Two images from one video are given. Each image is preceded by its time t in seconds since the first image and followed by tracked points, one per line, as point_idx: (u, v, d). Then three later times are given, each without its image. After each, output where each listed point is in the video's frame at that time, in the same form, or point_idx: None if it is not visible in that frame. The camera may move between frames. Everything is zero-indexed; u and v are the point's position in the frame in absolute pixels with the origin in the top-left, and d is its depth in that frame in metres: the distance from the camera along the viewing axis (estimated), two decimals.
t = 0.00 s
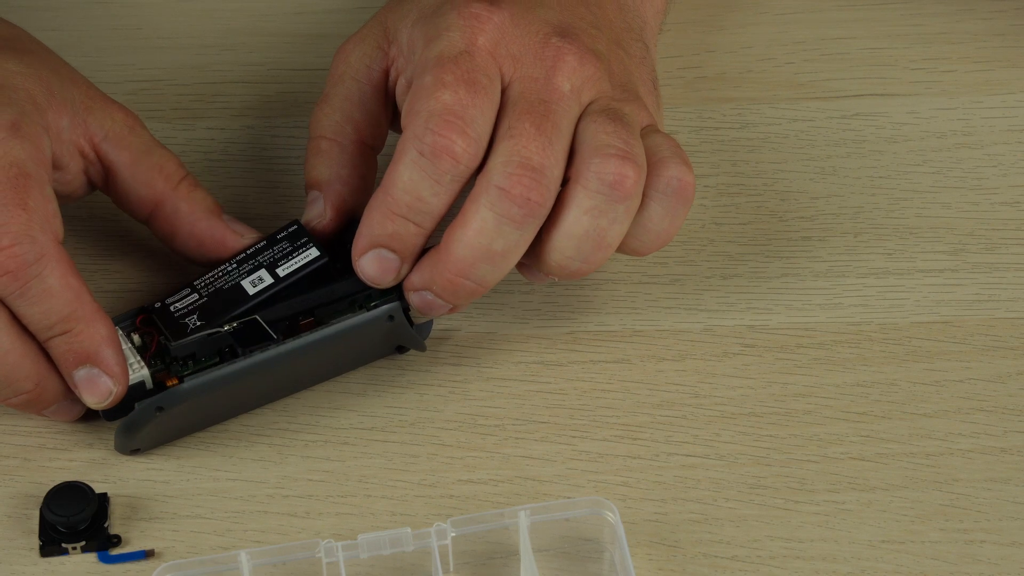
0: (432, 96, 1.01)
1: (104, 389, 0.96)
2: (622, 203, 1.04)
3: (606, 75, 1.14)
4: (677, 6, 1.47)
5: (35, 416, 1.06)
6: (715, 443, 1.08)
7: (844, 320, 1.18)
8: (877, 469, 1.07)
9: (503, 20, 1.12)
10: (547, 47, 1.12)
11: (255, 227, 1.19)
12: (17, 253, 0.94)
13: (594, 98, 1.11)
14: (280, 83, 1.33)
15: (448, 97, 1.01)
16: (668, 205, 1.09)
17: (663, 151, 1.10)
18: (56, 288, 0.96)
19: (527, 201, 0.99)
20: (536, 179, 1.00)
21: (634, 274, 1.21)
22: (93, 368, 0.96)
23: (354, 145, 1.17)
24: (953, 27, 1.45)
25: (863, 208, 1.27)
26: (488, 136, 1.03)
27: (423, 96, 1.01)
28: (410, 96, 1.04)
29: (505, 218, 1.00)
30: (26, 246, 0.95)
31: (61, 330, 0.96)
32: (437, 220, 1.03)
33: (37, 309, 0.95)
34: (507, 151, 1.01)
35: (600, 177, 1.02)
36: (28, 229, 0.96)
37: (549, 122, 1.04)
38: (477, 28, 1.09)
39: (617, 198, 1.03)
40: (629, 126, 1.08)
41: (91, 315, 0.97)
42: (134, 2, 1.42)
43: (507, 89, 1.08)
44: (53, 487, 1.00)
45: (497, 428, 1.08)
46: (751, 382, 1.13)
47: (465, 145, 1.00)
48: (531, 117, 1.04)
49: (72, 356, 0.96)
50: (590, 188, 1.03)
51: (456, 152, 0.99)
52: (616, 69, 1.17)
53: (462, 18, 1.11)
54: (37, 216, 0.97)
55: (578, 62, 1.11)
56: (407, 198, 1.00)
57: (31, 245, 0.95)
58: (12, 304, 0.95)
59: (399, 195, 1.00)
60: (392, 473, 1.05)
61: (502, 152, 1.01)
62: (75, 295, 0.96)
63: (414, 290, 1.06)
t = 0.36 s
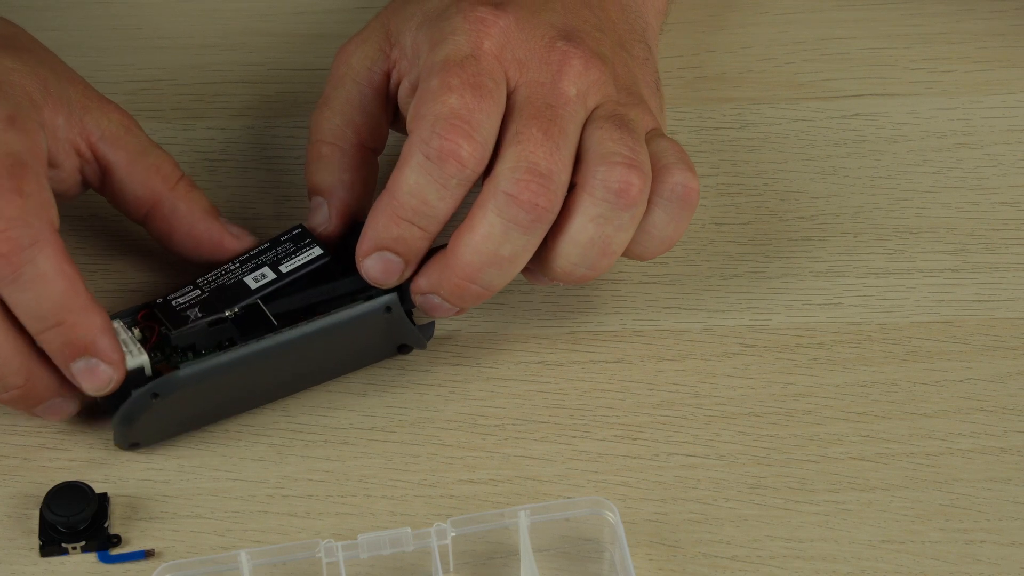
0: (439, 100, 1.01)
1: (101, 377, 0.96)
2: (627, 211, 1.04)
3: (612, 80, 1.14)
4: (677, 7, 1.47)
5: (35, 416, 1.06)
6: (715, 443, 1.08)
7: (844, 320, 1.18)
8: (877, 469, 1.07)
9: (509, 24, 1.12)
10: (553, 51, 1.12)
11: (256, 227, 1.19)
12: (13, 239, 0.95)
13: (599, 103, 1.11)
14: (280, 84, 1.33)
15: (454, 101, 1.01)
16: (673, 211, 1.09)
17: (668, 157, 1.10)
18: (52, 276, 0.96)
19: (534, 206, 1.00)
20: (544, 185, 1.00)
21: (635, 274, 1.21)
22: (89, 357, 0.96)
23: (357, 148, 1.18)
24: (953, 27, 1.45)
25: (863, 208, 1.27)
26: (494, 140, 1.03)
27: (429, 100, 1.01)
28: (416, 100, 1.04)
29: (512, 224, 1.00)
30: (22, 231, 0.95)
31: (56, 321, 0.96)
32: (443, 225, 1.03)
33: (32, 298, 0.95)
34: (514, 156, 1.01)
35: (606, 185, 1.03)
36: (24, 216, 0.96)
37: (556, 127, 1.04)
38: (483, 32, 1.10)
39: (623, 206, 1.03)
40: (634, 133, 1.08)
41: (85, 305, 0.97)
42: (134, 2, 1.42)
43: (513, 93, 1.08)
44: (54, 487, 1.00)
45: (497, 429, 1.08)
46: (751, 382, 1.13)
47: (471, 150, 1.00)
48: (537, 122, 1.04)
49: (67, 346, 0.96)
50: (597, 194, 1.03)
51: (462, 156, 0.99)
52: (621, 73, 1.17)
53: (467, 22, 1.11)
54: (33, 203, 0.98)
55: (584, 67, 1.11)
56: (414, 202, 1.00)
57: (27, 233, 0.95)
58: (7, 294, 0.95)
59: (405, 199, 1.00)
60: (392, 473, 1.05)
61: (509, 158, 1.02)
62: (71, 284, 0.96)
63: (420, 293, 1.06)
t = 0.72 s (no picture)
0: (440, 100, 1.01)
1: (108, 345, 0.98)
2: (627, 214, 1.04)
3: (613, 81, 1.14)
4: (677, 7, 1.47)
5: (35, 416, 1.06)
6: (715, 442, 1.08)
7: (844, 319, 1.18)
8: (877, 469, 1.07)
9: (510, 25, 1.12)
10: (554, 52, 1.12)
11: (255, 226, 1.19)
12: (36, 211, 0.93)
13: (600, 105, 1.11)
14: (280, 83, 1.33)
15: (455, 102, 1.01)
16: (673, 215, 1.09)
17: (669, 160, 1.10)
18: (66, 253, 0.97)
19: (536, 208, 1.00)
20: (545, 188, 1.00)
21: (635, 274, 1.21)
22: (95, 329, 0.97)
23: (355, 154, 1.19)
24: (952, 27, 1.45)
25: (862, 208, 1.27)
26: (495, 141, 1.03)
27: (430, 101, 1.01)
28: (416, 101, 1.04)
29: (512, 226, 1.00)
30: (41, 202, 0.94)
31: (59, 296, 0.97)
32: (443, 225, 1.03)
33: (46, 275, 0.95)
34: (515, 158, 1.01)
35: (606, 188, 1.03)
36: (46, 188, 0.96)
37: (558, 128, 1.04)
38: (484, 33, 1.10)
39: (623, 209, 1.04)
40: (635, 137, 1.08)
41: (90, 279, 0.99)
42: (133, 2, 1.41)
43: (514, 95, 1.08)
44: (54, 487, 1.00)
45: (497, 429, 1.08)
46: (751, 382, 1.13)
47: (472, 150, 1.00)
48: (538, 124, 1.04)
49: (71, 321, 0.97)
50: (597, 198, 1.03)
51: (463, 157, 0.99)
52: (622, 75, 1.17)
53: (468, 23, 1.11)
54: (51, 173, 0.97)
55: (585, 68, 1.11)
56: (414, 203, 1.00)
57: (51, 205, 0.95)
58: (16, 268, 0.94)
59: (406, 199, 0.99)
60: (392, 473, 1.05)
61: (509, 160, 1.02)
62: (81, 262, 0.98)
63: (421, 294, 1.06)
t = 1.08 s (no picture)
0: (439, 100, 1.01)
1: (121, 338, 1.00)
2: (627, 214, 1.04)
3: (612, 81, 1.14)
4: (677, 7, 1.47)
5: (35, 416, 1.06)
6: (715, 442, 1.08)
7: (844, 319, 1.18)
8: (877, 469, 1.07)
9: (509, 25, 1.12)
10: (553, 52, 1.12)
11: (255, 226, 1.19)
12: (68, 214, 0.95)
13: (599, 105, 1.11)
14: (280, 83, 1.33)
15: (454, 101, 1.01)
16: (673, 214, 1.09)
17: (668, 159, 1.10)
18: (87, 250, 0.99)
19: (536, 208, 1.00)
20: (544, 187, 1.00)
21: (635, 274, 1.21)
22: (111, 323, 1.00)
23: (354, 155, 1.19)
24: (952, 27, 1.45)
25: (862, 208, 1.27)
26: (494, 140, 1.03)
27: (429, 100, 1.01)
28: (415, 100, 1.04)
29: (511, 226, 1.00)
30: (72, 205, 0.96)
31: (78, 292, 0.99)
32: (443, 225, 1.03)
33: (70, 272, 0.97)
34: (514, 157, 1.01)
35: (605, 188, 1.03)
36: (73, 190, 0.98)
37: (557, 128, 1.04)
38: (483, 33, 1.10)
39: (622, 208, 1.04)
40: (635, 136, 1.08)
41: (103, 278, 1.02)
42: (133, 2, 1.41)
43: (513, 94, 1.08)
44: (53, 487, 1.00)
45: (497, 428, 1.08)
46: (751, 382, 1.13)
47: (471, 149, 1.00)
48: (538, 123, 1.04)
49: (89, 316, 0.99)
50: (597, 197, 1.03)
51: (462, 156, 0.99)
52: (621, 75, 1.17)
53: (467, 23, 1.11)
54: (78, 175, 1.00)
55: (584, 68, 1.11)
56: (413, 202, 1.00)
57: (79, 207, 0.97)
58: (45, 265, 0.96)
59: (404, 198, 1.00)
60: (391, 473, 1.05)
61: (508, 159, 1.02)
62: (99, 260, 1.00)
63: (421, 293, 1.06)
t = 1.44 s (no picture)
0: (438, 102, 1.01)
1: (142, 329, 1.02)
2: (626, 216, 1.04)
3: (611, 83, 1.14)
4: (676, 6, 1.47)
5: (34, 416, 1.06)
6: (715, 442, 1.08)
7: (844, 319, 1.18)
8: (877, 469, 1.07)
9: (508, 27, 1.12)
10: (552, 54, 1.12)
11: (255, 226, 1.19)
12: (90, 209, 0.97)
13: (598, 107, 1.11)
14: (280, 84, 1.33)
15: (453, 103, 1.01)
16: (672, 216, 1.09)
17: (668, 161, 1.10)
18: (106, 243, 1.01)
19: (535, 210, 1.00)
20: (543, 189, 1.00)
21: (635, 274, 1.21)
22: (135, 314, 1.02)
23: (354, 154, 1.19)
24: (952, 27, 1.45)
25: (862, 208, 1.27)
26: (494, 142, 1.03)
27: (428, 102, 1.01)
28: (414, 102, 1.04)
29: (511, 228, 1.00)
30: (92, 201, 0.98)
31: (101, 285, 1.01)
32: (442, 227, 1.03)
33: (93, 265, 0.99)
34: (514, 159, 1.01)
35: (604, 190, 1.03)
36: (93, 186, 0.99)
37: (557, 130, 1.04)
38: (482, 35, 1.09)
39: (621, 210, 1.04)
40: (634, 138, 1.08)
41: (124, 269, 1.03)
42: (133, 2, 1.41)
43: (512, 97, 1.08)
44: (53, 487, 1.00)
45: (496, 428, 1.08)
46: (751, 382, 1.13)
47: (471, 151, 1.00)
48: (537, 125, 1.04)
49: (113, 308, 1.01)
50: (596, 200, 1.03)
51: (462, 158, 0.99)
52: (621, 77, 1.17)
53: (467, 25, 1.11)
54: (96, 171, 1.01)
55: (583, 70, 1.11)
56: (412, 204, 1.00)
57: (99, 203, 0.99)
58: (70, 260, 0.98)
59: (404, 201, 1.00)
60: (391, 472, 1.05)
61: (508, 161, 1.02)
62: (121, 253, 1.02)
63: (421, 294, 1.06)
